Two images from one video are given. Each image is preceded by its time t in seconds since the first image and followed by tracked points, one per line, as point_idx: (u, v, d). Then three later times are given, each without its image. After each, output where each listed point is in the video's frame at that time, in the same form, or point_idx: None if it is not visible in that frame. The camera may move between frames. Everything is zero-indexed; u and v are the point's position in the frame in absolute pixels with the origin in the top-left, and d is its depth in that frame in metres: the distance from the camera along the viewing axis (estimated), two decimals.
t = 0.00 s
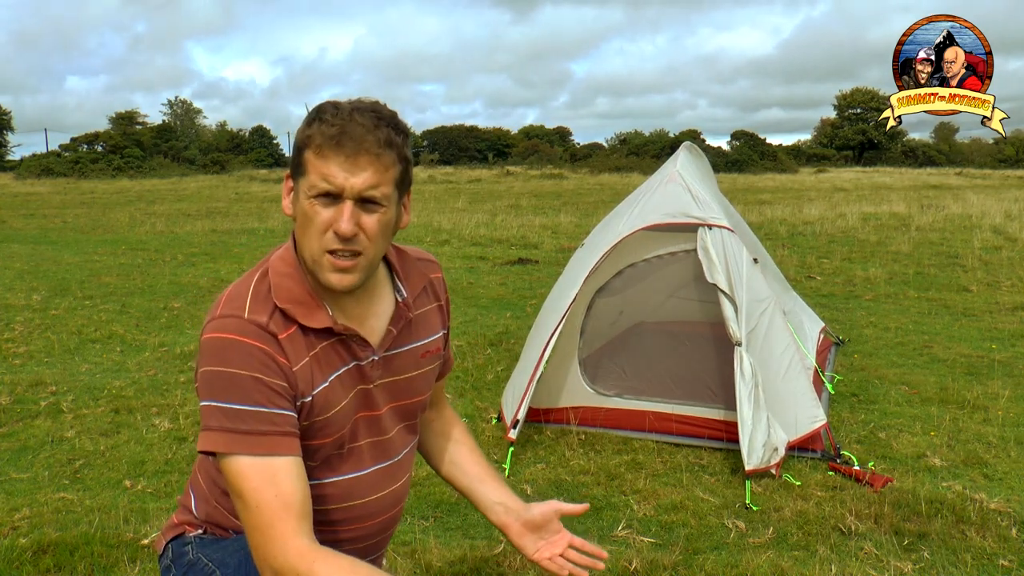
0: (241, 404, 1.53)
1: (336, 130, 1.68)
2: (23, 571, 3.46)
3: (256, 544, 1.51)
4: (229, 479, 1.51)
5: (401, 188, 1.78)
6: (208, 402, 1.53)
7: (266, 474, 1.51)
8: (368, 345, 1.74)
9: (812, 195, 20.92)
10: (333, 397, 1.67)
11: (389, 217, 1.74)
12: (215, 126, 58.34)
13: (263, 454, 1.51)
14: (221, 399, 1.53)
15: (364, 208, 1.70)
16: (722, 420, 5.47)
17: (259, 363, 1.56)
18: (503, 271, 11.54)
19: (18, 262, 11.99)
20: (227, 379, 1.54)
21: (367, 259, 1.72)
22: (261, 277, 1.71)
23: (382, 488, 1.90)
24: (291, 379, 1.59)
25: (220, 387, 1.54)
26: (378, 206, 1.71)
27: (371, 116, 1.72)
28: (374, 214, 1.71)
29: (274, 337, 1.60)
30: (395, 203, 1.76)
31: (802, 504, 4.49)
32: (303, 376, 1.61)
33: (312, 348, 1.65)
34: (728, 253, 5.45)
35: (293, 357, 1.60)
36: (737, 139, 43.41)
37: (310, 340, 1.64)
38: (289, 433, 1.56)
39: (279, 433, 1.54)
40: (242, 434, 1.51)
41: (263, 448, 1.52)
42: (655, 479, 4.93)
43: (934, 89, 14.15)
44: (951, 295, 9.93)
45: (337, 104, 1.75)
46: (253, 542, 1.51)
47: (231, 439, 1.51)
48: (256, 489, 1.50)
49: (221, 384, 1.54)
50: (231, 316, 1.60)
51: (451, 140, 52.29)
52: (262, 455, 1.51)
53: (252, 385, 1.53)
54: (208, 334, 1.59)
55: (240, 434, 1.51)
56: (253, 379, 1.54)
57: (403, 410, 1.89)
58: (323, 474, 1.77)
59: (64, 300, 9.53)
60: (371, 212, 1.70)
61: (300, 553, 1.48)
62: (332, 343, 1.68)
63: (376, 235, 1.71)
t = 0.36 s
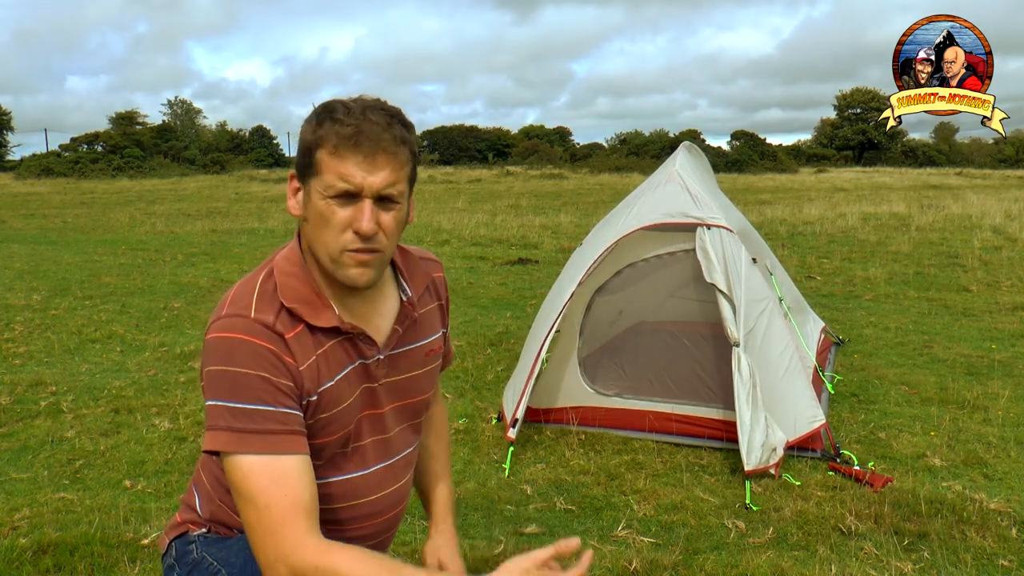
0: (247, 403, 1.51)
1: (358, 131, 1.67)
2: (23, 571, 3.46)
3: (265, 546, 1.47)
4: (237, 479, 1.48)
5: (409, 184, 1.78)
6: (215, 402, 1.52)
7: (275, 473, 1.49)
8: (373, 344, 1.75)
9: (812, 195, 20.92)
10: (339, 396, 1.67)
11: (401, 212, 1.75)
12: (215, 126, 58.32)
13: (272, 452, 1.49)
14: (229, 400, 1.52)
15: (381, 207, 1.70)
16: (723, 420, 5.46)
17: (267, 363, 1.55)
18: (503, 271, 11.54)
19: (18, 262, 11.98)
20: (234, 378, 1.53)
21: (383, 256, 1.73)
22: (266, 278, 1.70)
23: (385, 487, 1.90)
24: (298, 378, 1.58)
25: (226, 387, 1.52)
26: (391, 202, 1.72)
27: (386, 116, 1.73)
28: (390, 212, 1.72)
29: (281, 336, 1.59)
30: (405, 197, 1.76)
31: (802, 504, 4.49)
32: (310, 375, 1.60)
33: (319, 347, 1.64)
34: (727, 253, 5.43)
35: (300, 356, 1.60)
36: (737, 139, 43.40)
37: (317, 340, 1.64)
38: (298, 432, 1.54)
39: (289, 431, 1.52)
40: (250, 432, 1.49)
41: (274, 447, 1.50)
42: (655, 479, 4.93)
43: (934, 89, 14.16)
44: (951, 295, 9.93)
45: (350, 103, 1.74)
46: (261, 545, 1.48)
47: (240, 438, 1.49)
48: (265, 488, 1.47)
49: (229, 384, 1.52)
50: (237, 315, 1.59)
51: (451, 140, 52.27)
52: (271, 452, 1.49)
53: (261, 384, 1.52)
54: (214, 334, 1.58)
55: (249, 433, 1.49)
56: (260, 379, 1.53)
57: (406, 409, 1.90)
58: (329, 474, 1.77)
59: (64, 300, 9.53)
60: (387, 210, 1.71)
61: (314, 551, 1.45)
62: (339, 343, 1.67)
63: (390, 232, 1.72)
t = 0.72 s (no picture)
0: (256, 411, 1.50)
1: (439, 162, 1.65)
2: (23, 571, 3.46)
3: (277, 550, 1.46)
4: (245, 488, 1.47)
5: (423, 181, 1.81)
6: (222, 411, 1.51)
7: (285, 477, 1.49)
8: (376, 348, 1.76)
9: (812, 195, 20.92)
10: (342, 401, 1.67)
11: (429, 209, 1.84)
12: (215, 127, 58.31)
13: (281, 458, 1.49)
14: (237, 407, 1.50)
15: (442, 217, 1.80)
16: (722, 419, 5.47)
17: (276, 370, 1.54)
18: (503, 271, 11.54)
19: (18, 262, 11.99)
20: (242, 385, 1.51)
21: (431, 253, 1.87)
22: (269, 283, 1.68)
23: (382, 489, 1.91)
24: (305, 385, 1.58)
25: (234, 394, 1.51)
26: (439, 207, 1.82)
27: (429, 127, 1.69)
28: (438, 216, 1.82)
29: (289, 342, 1.58)
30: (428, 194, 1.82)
31: (802, 504, 4.49)
32: (317, 381, 1.60)
33: (325, 354, 1.64)
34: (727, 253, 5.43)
35: (307, 362, 1.59)
36: (737, 139, 43.38)
37: (323, 346, 1.63)
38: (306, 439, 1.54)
39: (297, 438, 1.52)
40: (258, 441, 1.48)
41: (284, 455, 1.50)
42: (655, 479, 4.93)
43: (934, 89, 14.17)
44: (951, 295, 9.93)
45: (398, 128, 1.63)
46: (269, 551, 1.47)
47: (249, 446, 1.47)
48: (275, 495, 1.47)
49: (238, 393, 1.51)
50: (243, 321, 1.58)
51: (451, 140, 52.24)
52: (279, 460, 1.49)
53: (271, 391, 1.51)
54: (219, 342, 1.56)
55: (258, 442, 1.48)
56: (269, 387, 1.52)
57: (402, 411, 1.92)
58: (330, 479, 1.77)
59: (64, 300, 9.53)
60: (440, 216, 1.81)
61: (331, 553, 1.46)
62: (345, 349, 1.67)
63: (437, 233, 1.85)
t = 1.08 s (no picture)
0: (250, 410, 1.50)
1: (419, 149, 1.67)
2: (23, 571, 3.46)
3: (273, 550, 1.46)
4: (241, 487, 1.47)
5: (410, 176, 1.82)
6: (215, 410, 1.51)
7: (281, 477, 1.49)
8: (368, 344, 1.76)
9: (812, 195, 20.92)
10: (336, 399, 1.67)
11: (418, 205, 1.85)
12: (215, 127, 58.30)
13: (277, 457, 1.49)
14: (232, 406, 1.50)
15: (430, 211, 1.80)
16: (722, 419, 5.46)
17: (270, 368, 1.54)
18: (503, 271, 11.54)
19: (18, 262, 11.99)
20: (237, 384, 1.51)
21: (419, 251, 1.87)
22: (261, 281, 1.68)
23: (378, 488, 1.91)
24: (300, 383, 1.58)
25: (228, 393, 1.51)
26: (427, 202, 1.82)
27: (410, 117, 1.70)
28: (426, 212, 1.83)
29: (282, 340, 1.58)
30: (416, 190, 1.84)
31: (802, 504, 4.49)
32: (311, 379, 1.60)
33: (318, 351, 1.64)
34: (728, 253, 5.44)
35: (301, 360, 1.59)
36: (737, 139, 43.36)
37: (316, 344, 1.63)
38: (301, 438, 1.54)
39: (292, 437, 1.52)
40: (253, 440, 1.48)
41: (279, 454, 1.50)
42: (655, 479, 4.93)
43: (934, 89, 14.17)
44: (951, 295, 9.93)
45: (377, 116, 1.65)
46: (265, 551, 1.47)
47: (244, 445, 1.47)
48: (270, 494, 1.47)
49: (234, 391, 1.51)
50: (236, 320, 1.58)
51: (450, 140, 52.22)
52: (274, 459, 1.49)
53: (265, 390, 1.51)
54: (213, 341, 1.56)
55: (252, 441, 1.48)
56: (264, 385, 1.52)
57: (396, 410, 1.92)
58: (325, 478, 1.77)
59: (64, 300, 9.53)
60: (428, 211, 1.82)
61: (327, 554, 1.45)
62: (337, 346, 1.68)
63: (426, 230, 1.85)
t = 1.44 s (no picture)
0: (250, 411, 1.50)
1: (424, 149, 1.67)
2: (23, 571, 3.46)
3: (271, 552, 1.46)
4: (242, 488, 1.47)
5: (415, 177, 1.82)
6: (215, 411, 1.51)
7: (282, 479, 1.49)
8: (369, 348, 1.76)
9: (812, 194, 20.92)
10: (336, 401, 1.67)
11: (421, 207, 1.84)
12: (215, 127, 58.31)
13: (277, 459, 1.49)
14: (232, 408, 1.50)
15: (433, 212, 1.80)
16: (722, 419, 5.47)
17: (270, 370, 1.54)
18: (503, 271, 11.54)
19: (18, 262, 11.99)
20: (237, 385, 1.51)
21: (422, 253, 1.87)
22: (263, 282, 1.68)
23: (378, 490, 1.90)
24: (300, 385, 1.58)
25: (228, 394, 1.51)
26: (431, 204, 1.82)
27: (415, 117, 1.71)
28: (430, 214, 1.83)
29: (283, 342, 1.58)
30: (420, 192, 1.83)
31: (802, 504, 4.49)
32: (311, 381, 1.60)
33: (318, 354, 1.64)
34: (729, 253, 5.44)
35: (301, 362, 1.59)
36: (737, 139, 43.36)
37: (316, 346, 1.63)
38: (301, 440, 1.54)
39: (292, 439, 1.52)
40: (253, 442, 1.48)
41: (279, 455, 1.50)
42: (655, 479, 4.93)
43: (934, 89, 14.17)
44: (951, 295, 9.93)
45: (382, 116, 1.66)
46: (265, 553, 1.47)
47: (244, 446, 1.48)
48: (271, 496, 1.47)
49: (234, 393, 1.51)
50: (236, 321, 1.57)
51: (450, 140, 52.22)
52: (274, 461, 1.49)
53: (265, 391, 1.51)
54: (213, 342, 1.56)
55: (252, 443, 1.48)
56: (264, 387, 1.52)
57: (396, 413, 1.92)
58: (325, 480, 1.77)
59: (64, 300, 9.53)
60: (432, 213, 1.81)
61: (326, 556, 1.46)
62: (338, 349, 1.67)
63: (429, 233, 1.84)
